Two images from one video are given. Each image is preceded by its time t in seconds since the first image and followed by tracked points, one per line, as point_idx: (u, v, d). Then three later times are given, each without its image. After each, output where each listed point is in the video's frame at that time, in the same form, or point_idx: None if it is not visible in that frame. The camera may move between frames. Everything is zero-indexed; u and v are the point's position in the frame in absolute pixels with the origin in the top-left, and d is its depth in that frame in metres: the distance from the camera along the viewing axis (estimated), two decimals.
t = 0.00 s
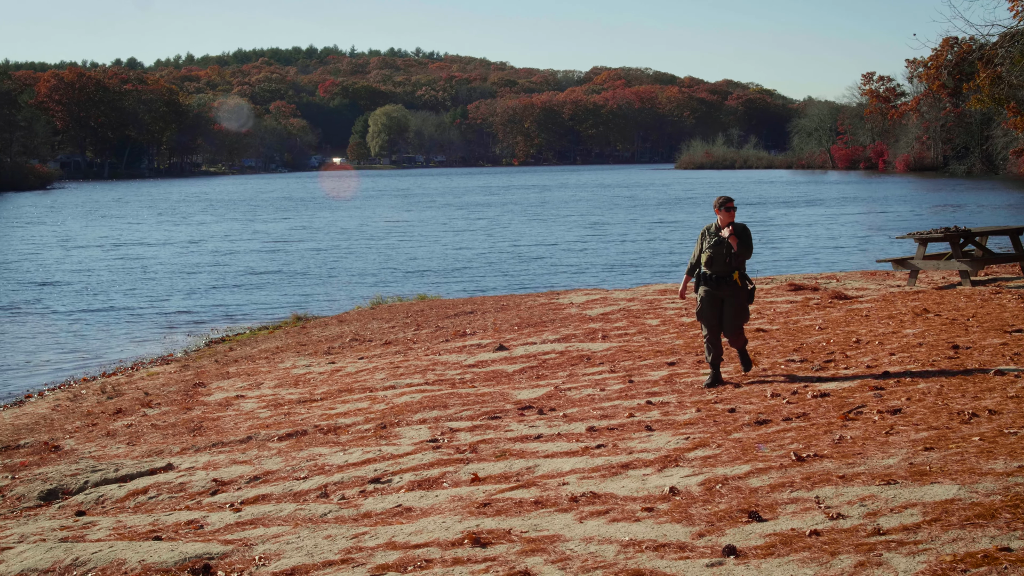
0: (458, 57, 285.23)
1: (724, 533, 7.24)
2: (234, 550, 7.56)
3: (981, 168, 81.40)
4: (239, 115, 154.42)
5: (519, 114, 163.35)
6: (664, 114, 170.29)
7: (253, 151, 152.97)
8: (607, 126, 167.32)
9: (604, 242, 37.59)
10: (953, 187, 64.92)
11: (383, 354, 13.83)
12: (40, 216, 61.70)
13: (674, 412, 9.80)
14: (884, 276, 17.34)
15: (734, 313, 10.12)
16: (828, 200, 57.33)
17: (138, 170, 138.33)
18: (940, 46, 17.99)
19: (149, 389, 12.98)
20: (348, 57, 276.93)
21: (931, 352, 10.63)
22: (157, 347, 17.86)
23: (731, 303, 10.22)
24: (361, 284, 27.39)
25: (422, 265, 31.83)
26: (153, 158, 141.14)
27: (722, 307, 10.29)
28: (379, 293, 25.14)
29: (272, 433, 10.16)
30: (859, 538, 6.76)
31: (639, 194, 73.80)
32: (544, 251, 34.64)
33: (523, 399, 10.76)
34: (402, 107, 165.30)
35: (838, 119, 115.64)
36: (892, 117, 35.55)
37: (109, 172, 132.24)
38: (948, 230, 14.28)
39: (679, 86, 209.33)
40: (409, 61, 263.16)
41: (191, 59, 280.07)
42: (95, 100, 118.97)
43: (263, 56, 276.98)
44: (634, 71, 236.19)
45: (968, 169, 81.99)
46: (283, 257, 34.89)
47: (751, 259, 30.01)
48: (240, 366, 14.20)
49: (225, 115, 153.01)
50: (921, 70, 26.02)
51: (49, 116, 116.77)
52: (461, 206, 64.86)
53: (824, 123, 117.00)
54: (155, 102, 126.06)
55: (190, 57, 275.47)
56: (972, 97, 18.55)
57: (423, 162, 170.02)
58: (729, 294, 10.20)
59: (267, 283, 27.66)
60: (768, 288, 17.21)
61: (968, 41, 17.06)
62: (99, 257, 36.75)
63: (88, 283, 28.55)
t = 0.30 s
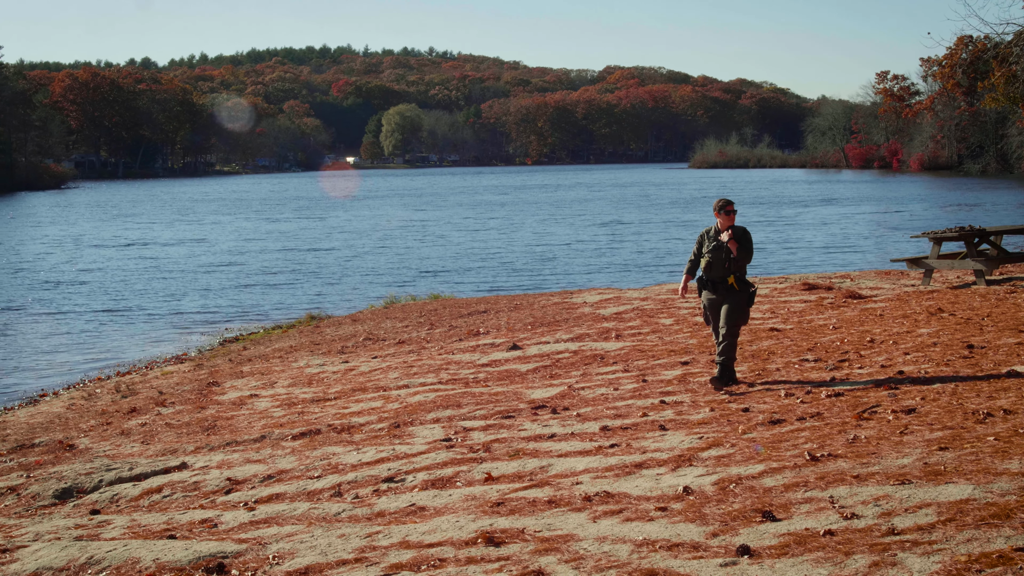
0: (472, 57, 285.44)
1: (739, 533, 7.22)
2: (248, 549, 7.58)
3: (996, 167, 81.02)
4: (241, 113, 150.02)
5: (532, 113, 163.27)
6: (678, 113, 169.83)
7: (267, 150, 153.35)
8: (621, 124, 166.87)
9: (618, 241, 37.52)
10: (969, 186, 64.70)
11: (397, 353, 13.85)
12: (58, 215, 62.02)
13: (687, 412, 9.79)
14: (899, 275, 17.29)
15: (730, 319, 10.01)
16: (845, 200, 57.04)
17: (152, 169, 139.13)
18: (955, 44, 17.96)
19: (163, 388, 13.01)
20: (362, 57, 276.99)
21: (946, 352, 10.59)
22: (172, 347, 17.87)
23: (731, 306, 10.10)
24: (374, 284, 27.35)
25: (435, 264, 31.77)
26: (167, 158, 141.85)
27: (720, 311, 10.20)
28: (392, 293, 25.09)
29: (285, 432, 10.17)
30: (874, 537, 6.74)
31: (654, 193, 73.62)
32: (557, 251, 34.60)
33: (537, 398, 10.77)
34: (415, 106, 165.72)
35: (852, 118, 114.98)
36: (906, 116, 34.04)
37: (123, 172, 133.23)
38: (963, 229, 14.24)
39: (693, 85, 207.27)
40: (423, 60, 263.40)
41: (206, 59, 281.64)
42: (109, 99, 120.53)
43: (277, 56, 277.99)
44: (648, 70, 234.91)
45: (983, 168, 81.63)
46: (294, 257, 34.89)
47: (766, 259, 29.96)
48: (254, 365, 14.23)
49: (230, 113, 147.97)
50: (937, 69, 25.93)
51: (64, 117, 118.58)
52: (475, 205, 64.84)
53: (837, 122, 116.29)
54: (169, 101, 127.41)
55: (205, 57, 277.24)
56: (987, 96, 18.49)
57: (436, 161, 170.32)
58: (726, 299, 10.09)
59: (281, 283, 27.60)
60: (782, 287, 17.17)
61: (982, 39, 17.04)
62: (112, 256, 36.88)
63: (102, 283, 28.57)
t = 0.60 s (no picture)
0: (488, 57, 285.53)
1: (756, 533, 7.21)
2: (265, 548, 7.61)
3: (1013, 167, 80.60)
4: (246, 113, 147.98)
5: (548, 113, 163.17)
6: (694, 113, 168.92)
7: (284, 150, 153.72)
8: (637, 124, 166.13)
9: (634, 241, 37.43)
10: (987, 185, 64.43)
11: (413, 353, 13.87)
12: (77, 215, 62.36)
13: (704, 411, 9.78)
14: (917, 275, 17.24)
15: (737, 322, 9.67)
16: (864, 200, 56.77)
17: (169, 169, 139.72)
18: (973, 44, 17.92)
19: (180, 388, 13.02)
20: (379, 57, 276.92)
21: (964, 352, 10.56)
22: (191, 346, 17.89)
23: (737, 309, 9.79)
24: (390, 284, 27.33)
25: (451, 264, 31.75)
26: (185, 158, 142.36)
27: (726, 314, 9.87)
28: (408, 293, 25.07)
29: (302, 432, 10.18)
30: (890, 538, 6.73)
31: (670, 193, 73.55)
32: (573, 251, 34.56)
33: (554, 398, 10.76)
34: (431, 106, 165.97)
35: (869, 118, 114.11)
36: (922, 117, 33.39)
37: (141, 172, 134.06)
38: (981, 228, 14.20)
39: (710, 84, 205.35)
40: (440, 60, 263.55)
41: (222, 59, 283.34)
42: (127, 99, 121.56)
43: (294, 56, 279.56)
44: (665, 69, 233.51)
45: (1001, 168, 81.20)
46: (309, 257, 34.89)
47: (784, 260, 29.90)
48: (271, 364, 14.26)
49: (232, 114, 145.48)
50: (955, 68, 25.89)
51: (82, 116, 119.52)
52: (491, 205, 64.89)
53: (854, 121, 115.39)
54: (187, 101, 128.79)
55: (222, 57, 279.22)
56: (1005, 95, 18.45)
57: (453, 161, 170.56)
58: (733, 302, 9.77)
59: (297, 283, 27.58)
60: (798, 286, 17.15)
61: (1002, 38, 16.99)
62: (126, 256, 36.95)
63: (119, 283, 28.62)
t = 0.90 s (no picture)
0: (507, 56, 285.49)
1: (775, 534, 7.19)
2: (285, 548, 7.62)
3: None
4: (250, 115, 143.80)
5: (567, 113, 163.06)
6: (714, 112, 166.77)
7: (303, 150, 154.12)
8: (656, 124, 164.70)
9: (652, 241, 37.32)
10: (1008, 185, 64.00)
11: (432, 353, 13.87)
12: (99, 215, 62.74)
13: (724, 411, 9.77)
14: (937, 275, 17.15)
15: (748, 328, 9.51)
16: (888, 199, 56.42)
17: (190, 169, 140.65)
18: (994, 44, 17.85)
19: (200, 388, 13.06)
20: (397, 57, 276.74)
21: (984, 352, 10.51)
22: (208, 345, 17.96)
23: (745, 316, 9.63)
24: (408, 284, 27.35)
25: (468, 264, 31.75)
26: (204, 157, 143.19)
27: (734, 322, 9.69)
28: (427, 292, 25.08)
29: (321, 431, 10.19)
30: (911, 539, 6.70)
31: (689, 192, 73.41)
32: (590, 251, 34.51)
33: (573, 398, 10.76)
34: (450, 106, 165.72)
35: (889, 117, 112.65)
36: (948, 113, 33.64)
37: (160, 172, 135.11)
38: (1002, 229, 14.14)
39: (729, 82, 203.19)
40: (458, 60, 263.49)
41: (242, 59, 285.30)
42: (146, 100, 122.47)
43: (312, 55, 281.27)
44: (684, 68, 231.49)
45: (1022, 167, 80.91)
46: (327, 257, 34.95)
47: (805, 260, 29.80)
48: (290, 364, 14.28)
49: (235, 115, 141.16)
50: (976, 67, 25.74)
51: (102, 117, 121.91)
52: (510, 205, 64.87)
53: (874, 121, 113.80)
54: (205, 102, 130.81)
55: (241, 57, 281.29)
56: None
57: (471, 161, 170.76)
58: (742, 308, 9.61)
59: (312, 284, 27.58)
60: (817, 285, 17.09)
61: None
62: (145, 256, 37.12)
63: (137, 282, 28.77)
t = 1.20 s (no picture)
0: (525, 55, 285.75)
1: (795, 534, 7.17)
2: (304, 547, 7.63)
3: None
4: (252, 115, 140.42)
5: (586, 112, 162.66)
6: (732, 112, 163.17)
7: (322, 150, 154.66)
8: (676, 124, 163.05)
9: (669, 241, 37.24)
10: None
11: (452, 353, 13.88)
12: (120, 215, 63.21)
13: (743, 411, 9.76)
14: (958, 275, 17.08)
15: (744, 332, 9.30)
16: (911, 199, 56.11)
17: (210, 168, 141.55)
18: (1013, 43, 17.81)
19: (220, 387, 13.10)
20: (416, 57, 277.09)
21: (1005, 352, 10.45)
22: (226, 345, 17.99)
23: (743, 319, 9.38)
24: (426, 283, 27.36)
25: (485, 264, 31.74)
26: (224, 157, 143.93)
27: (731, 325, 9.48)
28: (446, 292, 25.11)
29: (341, 431, 10.21)
30: (932, 539, 6.68)
31: (709, 192, 73.25)
32: (608, 251, 34.51)
33: (592, 398, 10.76)
34: (469, 105, 165.64)
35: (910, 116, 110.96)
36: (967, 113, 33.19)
37: (180, 171, 136.07)
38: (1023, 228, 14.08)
39: (750, 81, 202.18)
40: (477, 59, 263.64)
41: (261, 59, 287.39)
42: (167, 100, 124.27)
43: (332, 56, 283.51)
44: (704, 68, 230.34)
45: None
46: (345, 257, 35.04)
47: (826, 260, 29.73)
48: (309, 364, 14.30)
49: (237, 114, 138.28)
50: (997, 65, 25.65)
51: (123, 116, 123.68)
52: (528, 205, 64.97)
53: (895, 120, 112.16)
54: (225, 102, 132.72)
55: (260, 58, 283.74)
56: None
57: (490, 160, 170.98)
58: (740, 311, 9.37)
59: (329, 283, 27.59)
60: (837, 285, 17.02)
61: None
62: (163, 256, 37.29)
63: (156, 282, 28.93)
